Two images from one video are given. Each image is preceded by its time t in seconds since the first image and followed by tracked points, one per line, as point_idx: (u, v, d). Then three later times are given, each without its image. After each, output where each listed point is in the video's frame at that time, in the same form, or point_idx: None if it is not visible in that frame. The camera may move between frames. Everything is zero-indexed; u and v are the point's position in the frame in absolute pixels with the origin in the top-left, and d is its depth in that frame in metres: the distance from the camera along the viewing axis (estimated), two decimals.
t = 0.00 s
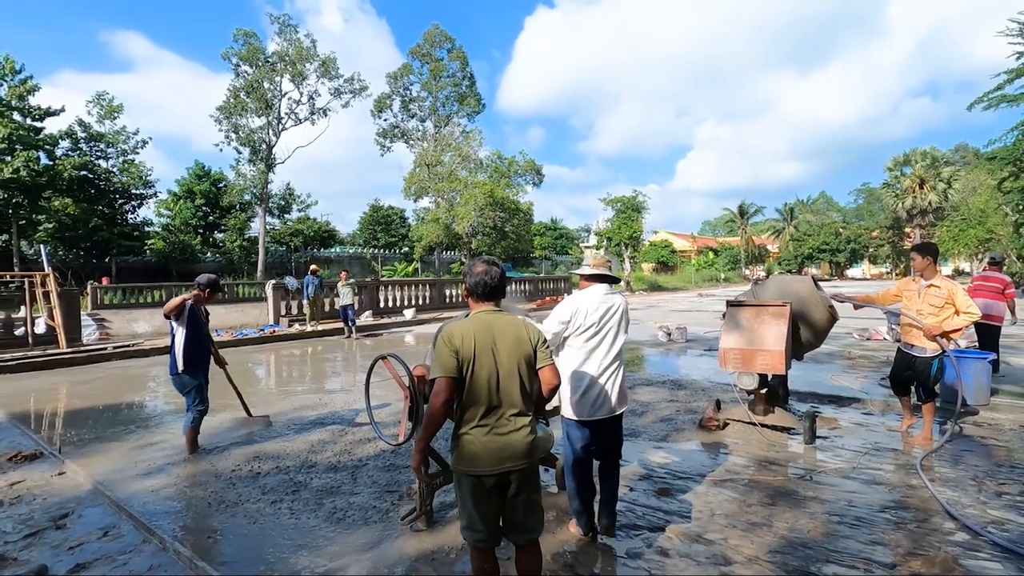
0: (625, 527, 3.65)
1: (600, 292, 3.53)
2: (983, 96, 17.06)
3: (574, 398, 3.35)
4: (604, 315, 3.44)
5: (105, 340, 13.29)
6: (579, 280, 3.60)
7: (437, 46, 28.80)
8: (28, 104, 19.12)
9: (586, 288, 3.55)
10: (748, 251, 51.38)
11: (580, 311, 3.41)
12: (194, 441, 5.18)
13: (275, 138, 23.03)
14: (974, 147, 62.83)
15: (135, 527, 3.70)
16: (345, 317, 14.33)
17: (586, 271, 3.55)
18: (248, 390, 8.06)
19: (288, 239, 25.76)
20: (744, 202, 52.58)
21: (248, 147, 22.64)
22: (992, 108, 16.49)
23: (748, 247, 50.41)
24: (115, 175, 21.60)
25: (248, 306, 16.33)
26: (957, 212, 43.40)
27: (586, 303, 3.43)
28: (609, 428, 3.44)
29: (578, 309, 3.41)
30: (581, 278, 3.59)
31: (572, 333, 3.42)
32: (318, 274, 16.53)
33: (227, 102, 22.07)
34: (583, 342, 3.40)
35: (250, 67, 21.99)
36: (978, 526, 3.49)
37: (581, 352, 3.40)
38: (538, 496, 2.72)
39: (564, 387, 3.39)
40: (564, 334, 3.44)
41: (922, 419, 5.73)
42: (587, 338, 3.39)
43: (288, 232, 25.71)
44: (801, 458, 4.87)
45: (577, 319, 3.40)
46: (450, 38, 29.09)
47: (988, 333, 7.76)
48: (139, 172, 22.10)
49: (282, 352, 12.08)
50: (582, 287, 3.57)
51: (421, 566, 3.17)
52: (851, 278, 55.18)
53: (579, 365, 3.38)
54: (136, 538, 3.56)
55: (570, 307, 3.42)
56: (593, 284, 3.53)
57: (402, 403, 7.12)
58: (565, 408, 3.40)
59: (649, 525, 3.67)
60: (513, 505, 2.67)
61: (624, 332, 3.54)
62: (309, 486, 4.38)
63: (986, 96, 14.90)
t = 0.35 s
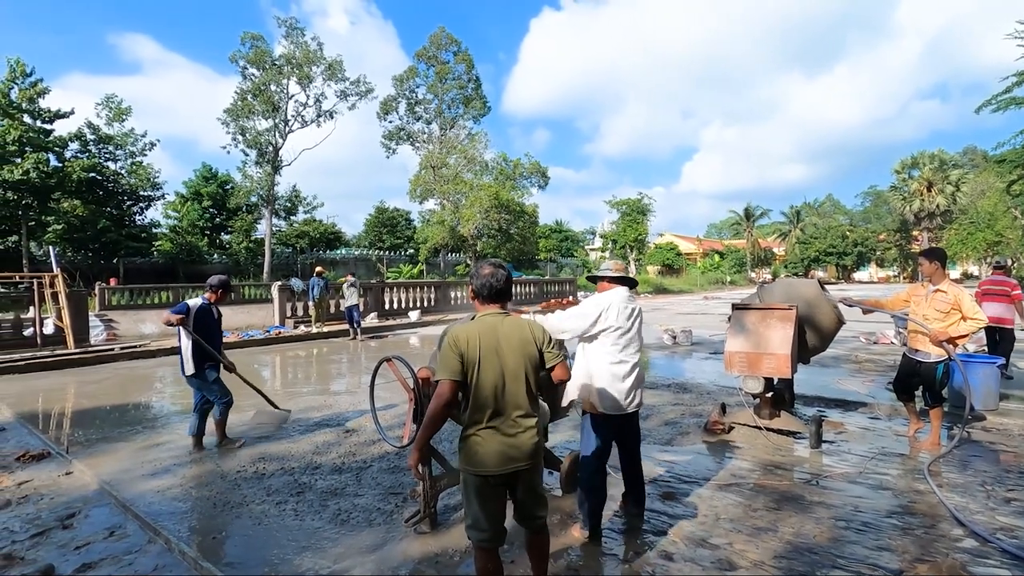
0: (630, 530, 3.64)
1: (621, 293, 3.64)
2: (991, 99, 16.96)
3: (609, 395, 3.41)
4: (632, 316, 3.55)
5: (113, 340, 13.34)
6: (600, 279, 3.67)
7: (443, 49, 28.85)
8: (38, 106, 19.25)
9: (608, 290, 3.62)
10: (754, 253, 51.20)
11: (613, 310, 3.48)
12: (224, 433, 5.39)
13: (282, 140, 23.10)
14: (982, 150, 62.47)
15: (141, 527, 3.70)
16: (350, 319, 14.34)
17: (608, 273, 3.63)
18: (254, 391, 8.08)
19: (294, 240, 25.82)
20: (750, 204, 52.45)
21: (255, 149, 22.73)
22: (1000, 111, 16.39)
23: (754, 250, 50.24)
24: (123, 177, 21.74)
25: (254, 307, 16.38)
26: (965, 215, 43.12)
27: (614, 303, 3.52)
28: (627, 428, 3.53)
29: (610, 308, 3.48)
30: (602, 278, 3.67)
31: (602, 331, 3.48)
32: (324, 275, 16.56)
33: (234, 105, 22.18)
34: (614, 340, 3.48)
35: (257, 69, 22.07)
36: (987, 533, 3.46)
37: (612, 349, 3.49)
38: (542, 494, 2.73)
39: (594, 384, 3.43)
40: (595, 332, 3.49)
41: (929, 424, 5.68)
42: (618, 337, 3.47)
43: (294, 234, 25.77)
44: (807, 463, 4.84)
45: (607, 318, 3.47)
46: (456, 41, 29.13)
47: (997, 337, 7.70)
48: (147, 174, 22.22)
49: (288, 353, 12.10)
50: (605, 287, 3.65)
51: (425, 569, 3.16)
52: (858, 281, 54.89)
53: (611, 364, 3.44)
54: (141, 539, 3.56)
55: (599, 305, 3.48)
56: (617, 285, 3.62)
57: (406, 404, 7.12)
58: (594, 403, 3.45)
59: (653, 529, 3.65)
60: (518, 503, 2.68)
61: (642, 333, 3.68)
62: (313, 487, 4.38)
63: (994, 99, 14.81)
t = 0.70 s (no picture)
0: (636, 527, 3.66)
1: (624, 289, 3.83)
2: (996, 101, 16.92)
3: (645, 385, 3.60)
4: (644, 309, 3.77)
5: (118, 341, 13.41)
6: (607, 277, 3.77)
7: (447, 51, 28.92)
8: (45, 109, 19.36)
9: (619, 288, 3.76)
10: (758, 256, 51.11)
11: (632, 307, 3.66)
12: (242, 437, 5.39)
13: (286, 143, 23.17)
14: (987, 152, 62.27)
15: (145, 528, 3.71)
16: (354, 320, 14.36)
17: (616, 270, 3.75)
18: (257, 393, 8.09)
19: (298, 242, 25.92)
20: (754, 207, 52.39)
21: (260, 151, 22.82)
22: (1005, 113, 16.35)
23: (758, 252, 50.17)
24: (129, 179, 21.85)
25: (258, 308, 16.42)
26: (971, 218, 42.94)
27: (630, 299, 3.69)
28: (636, 419, 3.66)
29: (628, 304, 3.66)
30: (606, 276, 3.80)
31: (624, 327, 3.65)
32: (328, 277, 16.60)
33: (239, 107, 22.26)
34: (636, 334, 3.67)
35: (262, 72, 22.14)
36: (993, 538, 3.44)
37: (636, 341, 3.68)
38: (560, 488, 2.83)
39: (630, 377, 3.57)
40: (616, 326, 3.65)
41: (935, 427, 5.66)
42: (638, 331, 3.67)
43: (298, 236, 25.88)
44: (811, 466, 4.82)
45: (627, 314, 3.65)
46: (460, 43, 29.18)
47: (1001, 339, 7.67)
48: (152, 176, 22.35)
49: (292, 355, 12.12)
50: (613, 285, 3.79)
51: (428, 571, 3.16)
52: (863, 283, 54.74)
53: (638, 355, 3.64)
54: (146, 539, 3.57)
55: (619, 301, 3.64)
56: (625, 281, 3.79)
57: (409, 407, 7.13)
58: (629, 396, 3.60)
59: (657, 532, 3.65)
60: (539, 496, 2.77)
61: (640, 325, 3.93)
62: (317, 489, 4.39)
63: (998, 101, 14.77)
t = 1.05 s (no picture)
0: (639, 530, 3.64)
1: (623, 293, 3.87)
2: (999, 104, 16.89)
3: (648, 387, 3.60)
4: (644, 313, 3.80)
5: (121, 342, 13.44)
6: (609, 279, 3.77)
7: (451, 54, 28.98)
8: (51, 111, 19.44)
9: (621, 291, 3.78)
10: (760, 259, 51.05)
11: (635, 309, 3.70)
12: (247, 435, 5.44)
13: (290, 145, 23.22)
14: (992, 156, 62.12)
15: (148, 529, 3.72)
16: (356, 322, 14.36)
17: (618, 271, 3.76)
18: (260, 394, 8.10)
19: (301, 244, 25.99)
20: (757, 210, 52.36)
21: (264, 153, 22.89)
22: (1010, 117, 16.31)
23: (761, 255, 50.09)
24: (133, 181, 21.94)
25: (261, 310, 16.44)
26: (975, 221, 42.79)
27: (632, 301, 3.72)
28: (637, 421, 3.62)
29: (631, 305, 3.69)
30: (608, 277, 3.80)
31: (627, 329, 3.67)
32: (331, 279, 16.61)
33: (243, 109, 22.33)
34: (638, 338, 3.69)
35: (266, 74, 22.21)
36: (998, 543, 3.42)
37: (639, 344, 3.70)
38: (576, 475, 3.07)
39: (633, 378, 3.57)
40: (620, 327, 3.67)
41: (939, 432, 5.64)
42: (641, 334, 3.69)
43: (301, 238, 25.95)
44: (814, 470, 4.81)
45: (631, 316, 3.68)
46: (463, 46, 29.24)
47: (1005, 343, 7.65)
48: (156, 177, 22.45)
49: (295, 357, 12.12)
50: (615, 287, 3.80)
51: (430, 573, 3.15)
52: (867, 287, 54.61)
53: (641, 357, 3.65)
54: (148, 540, 3.58)
55: (624, 303, 3.68)
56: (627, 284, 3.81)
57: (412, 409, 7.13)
58: (632, 397, 3.58)
59: (659, 535, 3.64)
60: (559, 482, 3.01)
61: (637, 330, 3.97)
62: (318, 490, 4.39)
63: (1001, 105, 14.74)
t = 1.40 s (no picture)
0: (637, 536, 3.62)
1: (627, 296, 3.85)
2: (1001, 109, 16.89)
3: (647, 392, 3.58)
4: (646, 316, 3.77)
5: (123, 342, 13.45)
6: (611, 283, 3.78)
7: (453, 57, 29.03)
8: (54, 112, 19.49)
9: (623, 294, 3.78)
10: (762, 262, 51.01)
11: (635, 313, 3.68)
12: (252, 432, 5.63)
13: (292, 147, 23.25)
14: (994, 160, 62.08)
15: (148, 529, 3.71)
16: (357, 324, 14.37)
17: (619, 275, 3.75)
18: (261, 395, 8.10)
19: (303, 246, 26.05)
20: (759, 213, 52.33)
21: (266, 155, 22.92)
22: (1012, 121, 16.29)
23: (763, 259, 50.07)
24: (136, 182, 21.98)
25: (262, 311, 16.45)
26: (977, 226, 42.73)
27: (632, 305, 3.70)
28: (637, 425, 3.63)
29: (631, 309, 3.68)
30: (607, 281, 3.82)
31: (626, 333, 3.66)
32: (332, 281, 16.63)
33: (245, 111, 22.37)
34: (638, 342, 3.67)
35: (269, 76, 22.27)
36: (1000, 548, 3.41)
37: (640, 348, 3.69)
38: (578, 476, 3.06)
39: (632, 382, 3.57)
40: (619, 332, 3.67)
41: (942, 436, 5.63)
42: (641, 338, 3.67)
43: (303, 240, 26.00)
44: (815, 474, 4.80)
45: (630, 320, 3.67)
46: (466, 48, 29.30)
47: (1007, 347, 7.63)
48: (159, 179, 22.52)
49: (296, 358, 12.14)
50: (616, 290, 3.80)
51: None
52: (869, 291, 54.56)
53: (641, 362, 3.63)
54: (148, 541, 3.58)
55: (624, 307, 3.68)
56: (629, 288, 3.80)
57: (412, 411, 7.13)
58: (630, 402, 3.57)
59: (658, 538, 3.63)
60: (560, 481, 3.01)
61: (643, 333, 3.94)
62: (319, 492, 4.39)
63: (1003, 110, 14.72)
